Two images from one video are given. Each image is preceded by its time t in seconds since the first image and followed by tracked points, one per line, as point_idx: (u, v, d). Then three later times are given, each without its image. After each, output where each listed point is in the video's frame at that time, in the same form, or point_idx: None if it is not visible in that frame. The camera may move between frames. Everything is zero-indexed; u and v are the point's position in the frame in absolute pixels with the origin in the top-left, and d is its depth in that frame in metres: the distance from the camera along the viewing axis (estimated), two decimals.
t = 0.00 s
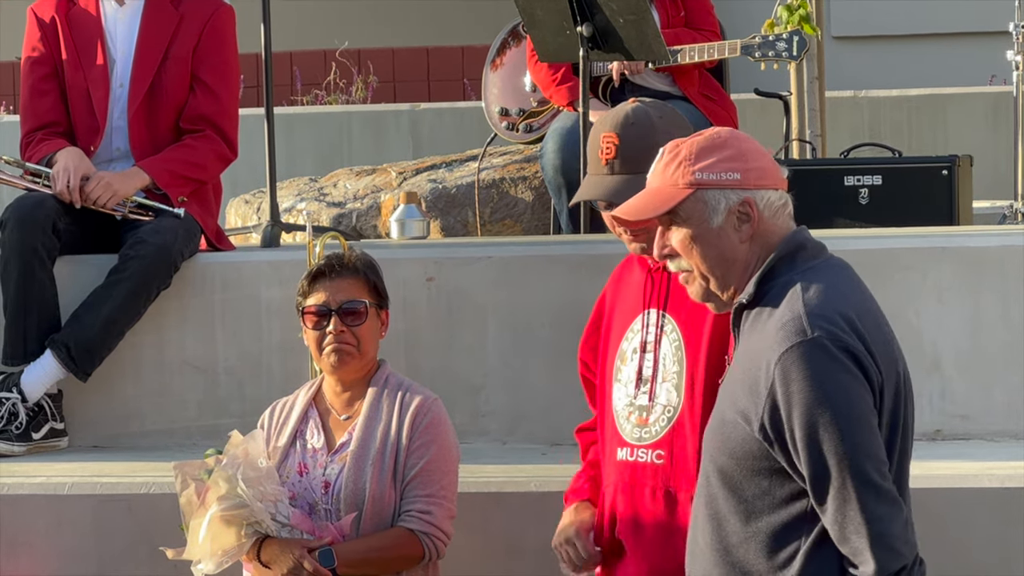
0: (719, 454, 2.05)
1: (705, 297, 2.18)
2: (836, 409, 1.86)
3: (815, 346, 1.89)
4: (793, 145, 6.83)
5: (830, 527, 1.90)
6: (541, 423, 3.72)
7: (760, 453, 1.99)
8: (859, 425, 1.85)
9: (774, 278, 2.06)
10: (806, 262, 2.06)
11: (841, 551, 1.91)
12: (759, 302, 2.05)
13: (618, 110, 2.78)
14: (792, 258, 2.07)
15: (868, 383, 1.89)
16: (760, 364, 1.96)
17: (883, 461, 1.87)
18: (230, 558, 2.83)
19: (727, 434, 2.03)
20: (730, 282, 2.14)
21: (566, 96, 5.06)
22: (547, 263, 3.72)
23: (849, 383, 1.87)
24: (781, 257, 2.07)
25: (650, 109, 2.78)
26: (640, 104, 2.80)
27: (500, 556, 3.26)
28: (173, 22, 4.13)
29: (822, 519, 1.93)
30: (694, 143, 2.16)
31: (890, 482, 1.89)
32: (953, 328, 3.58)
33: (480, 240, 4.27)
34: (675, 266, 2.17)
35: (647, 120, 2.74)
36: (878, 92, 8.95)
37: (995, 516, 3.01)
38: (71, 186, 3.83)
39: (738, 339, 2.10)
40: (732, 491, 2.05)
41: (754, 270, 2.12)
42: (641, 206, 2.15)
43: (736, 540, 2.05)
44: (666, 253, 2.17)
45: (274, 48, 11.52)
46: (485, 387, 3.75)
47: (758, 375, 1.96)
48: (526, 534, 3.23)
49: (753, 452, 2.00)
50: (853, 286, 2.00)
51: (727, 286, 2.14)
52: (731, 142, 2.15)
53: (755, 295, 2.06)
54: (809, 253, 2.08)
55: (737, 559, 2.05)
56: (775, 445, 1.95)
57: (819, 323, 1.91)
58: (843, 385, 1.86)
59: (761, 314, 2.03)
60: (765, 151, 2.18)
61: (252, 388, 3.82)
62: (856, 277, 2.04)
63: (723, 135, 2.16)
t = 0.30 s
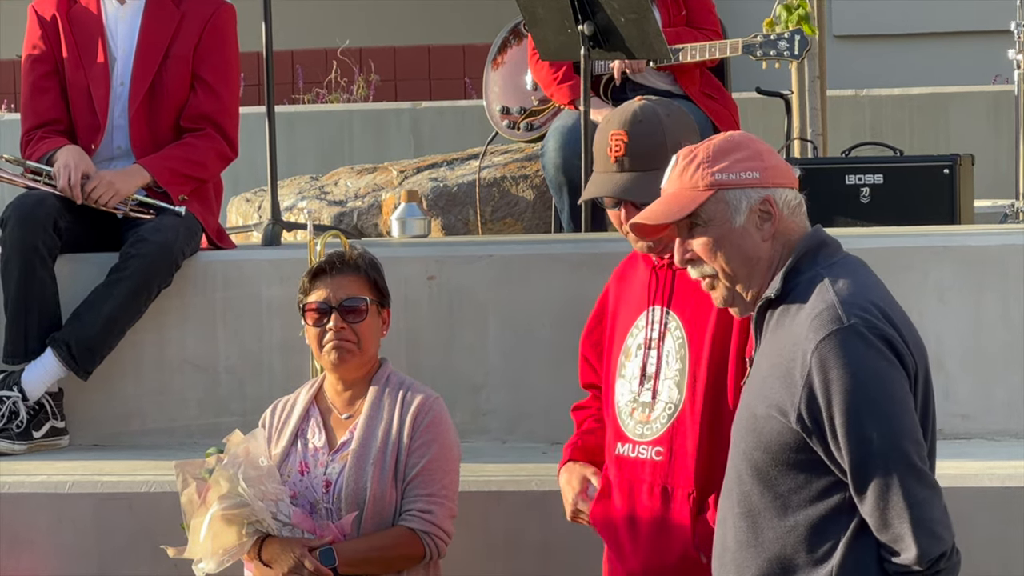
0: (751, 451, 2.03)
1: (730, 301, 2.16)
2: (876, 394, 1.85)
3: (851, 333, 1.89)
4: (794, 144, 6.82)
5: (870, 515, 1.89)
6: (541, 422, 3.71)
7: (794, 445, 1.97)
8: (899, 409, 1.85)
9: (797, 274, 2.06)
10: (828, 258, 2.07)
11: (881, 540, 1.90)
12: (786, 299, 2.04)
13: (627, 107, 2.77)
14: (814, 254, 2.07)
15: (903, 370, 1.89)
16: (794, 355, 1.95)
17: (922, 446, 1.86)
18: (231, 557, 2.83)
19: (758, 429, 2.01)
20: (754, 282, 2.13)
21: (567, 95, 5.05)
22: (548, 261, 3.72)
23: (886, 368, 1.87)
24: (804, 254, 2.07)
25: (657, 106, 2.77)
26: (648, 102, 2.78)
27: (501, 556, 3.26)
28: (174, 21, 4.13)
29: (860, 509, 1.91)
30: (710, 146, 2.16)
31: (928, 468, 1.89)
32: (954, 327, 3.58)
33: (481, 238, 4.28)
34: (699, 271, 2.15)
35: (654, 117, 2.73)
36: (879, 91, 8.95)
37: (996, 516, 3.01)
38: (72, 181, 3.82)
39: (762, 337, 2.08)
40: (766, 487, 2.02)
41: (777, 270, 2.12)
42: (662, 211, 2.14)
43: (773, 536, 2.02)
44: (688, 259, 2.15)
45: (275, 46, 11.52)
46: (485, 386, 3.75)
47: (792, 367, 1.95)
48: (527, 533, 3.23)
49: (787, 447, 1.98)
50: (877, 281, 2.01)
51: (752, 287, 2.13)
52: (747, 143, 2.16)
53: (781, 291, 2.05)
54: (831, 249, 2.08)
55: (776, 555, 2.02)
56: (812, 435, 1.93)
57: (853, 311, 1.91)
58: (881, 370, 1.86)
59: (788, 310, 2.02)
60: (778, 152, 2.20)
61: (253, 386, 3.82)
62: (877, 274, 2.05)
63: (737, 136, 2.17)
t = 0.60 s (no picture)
0: (760, 444, 2.03)
1: (736, 300, 2.17)
2: (885, 384, 1.85)
3: (860, 324, 1.89)
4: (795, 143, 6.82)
5: (879, 505, 1.88)
6: (542, 421, 3.72)
7: (803, 438, 1.97)
8: (910, 399, 1.85)
9: (804, 269, 2.06)
10: (835, 252, 2.07)
11: (891, 531, 1.89)
12: (794, 294, 2.04)
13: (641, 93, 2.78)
14: (821, 249, 2.08)
15: (912, 361, 1.90)
16: (802, 347, 1.95)
17: (931, 436, 1.86)
18: (232, 555, 2.83)
19: (767, 423, 2.01)
20: (759, 280, 2.13)
21: (567, 94, 5.06)
22: (549, 260, 3.72)
23: (895, 358, 1.87)
24: (810, 249, 2.08)
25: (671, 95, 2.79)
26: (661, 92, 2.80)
27: (502, 554, 3.26)
28: (176, 19, 4.13)
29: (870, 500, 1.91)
30: (713, 144, 2.16)
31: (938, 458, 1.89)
32: (954, 326, 3.58)
33: (482, 237, 4.28)
34: (705, 269, 2.16)
35: (665, 103, 2.74)
36: (880, 90, 8.95)
37: (996, 514, 3.02)
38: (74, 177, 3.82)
39: (771, 333, 2.08)
40: (775, 481, 2.02)
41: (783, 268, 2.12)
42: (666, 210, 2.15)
43: (783, 529, 2.02)
44: (693, 258, 2.16)
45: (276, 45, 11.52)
46: (486, 384, 3.75)
47: (801, 359, 1.95)
48: (527, 532, 3.23)
49: (796, 439, 1.98)
50: (884, 275, 2.01)
51: (757, 285, 2.13)
52: (749, 140, 2.16)
53: (788, 286, 2.06)
54: (838, 245, 2.09)
55: (787, 548, 2.02)
56: (821, 427, 1.93)
57: (862, 302, 1.91)
58: (890, 360, 1.86)
59: (796, 304, 2.02)
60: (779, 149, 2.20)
61: (253, 385, 3.82)
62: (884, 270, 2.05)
63: (739, 135, 2.17)
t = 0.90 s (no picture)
0: (748, 438, 2.03)
1: (734, 294, 2.17)
2: (869, 382, 1.85)
3: (846, 321, 1.89)
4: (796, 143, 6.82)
5: (862, 503, 1.88)
6: (543, 421, 3.72)
7: (790, 433, 1.97)
8: (894, 397, 1.85)
9: (801, 265, 2.06)
10: (834, 250, 2.06)
11: (873, 530, 1.89)
12: (788, 289, 2.04)
13: (653, 85, 2.78)
14: (821, 245, 2.07)
15: (899, 359, 1.89)
16: (790, 342, 1.96)
17: (915, 434, 1.86)
18: (234, 554, 2.83)
19: (756, 417, 2.02)
20: (758, 275, 2.13)
21: (569, 94, 5.07)
22: (551, 260, 3.72)
23: (880, 356, 1.86)
24: (809, 245, 2.07)
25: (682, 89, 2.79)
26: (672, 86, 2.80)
27: (503, 554, 3.26)
28: (178, 19, 4.14)
29: (853, 498, 1.91)
30: (716, 138, 2.16)
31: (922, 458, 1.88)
32: (955, 326, 3.58)
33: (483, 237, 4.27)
34: (704, 260, 2.18)
35: (678, 95, 2.74)
36: (882, 90, 8.94)
37: (996, 514, 3.02)
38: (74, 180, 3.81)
39: (767, 326, 2.08)
40: (762, 476, 2.02)
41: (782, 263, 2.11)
42: (665, 201, 2.17)
43: (767, 524, 2.02)
44: (694, 249, 2.18)
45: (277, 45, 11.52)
46: (487, 384, 3.75)
47: (788, 354, 1.96)
48: (529, 531, 3.23)
49: (783, 434, 1.98)
50: (880, 273, 2.00)
51: (755, 279, 2.13)
52: (753, 134, 2.14)
53: (783, 282, 2.06)
54: (837, 242, 2.08)
55: (771, 543, 2.02)
56: (806, 422, 1.93)
57: (850, 298, 1.91)
58: (875, 357, 1.86)
59: (789, 299, 2.02)
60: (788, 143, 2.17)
61: (255, 384, 3.82)
62: (881, 269, 2.04)
63: (745, 128, 2.16)
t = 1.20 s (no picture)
0: (741, 434, 2.03)
1: (730, 291, 2.18)
2: (870, 379, 1.85)
3: (847, 318, 1.89)
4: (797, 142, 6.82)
5: (859, 501, 1.88)
6: (545, 420, 3.72)
7: (786, 430, 1.97)
8: (894, 396, 1.85)
9: (801, 263, 2.05)
10: (833, 250, 2.06)
11: (869, 529, 1.89)
12: (786, 286, 2.04)
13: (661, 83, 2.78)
14: (821, 244, 2.07)
15: (899, 358, 1.89)
16: (789, 338, 1.95)
17: (913, 434, 1.86)
18: (236, 554, 2.83)
19: (751, 413, 2.01)
20: (755, 274, 2.13)
21: (570, 93, 5.07)
22: (552, 260, 3.72)
23: (881, 354, 1.86)
24: (809, 243, 2.07)
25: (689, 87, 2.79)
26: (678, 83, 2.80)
27: (505, 553, 3.26)
28: (179, 18, 4.13)
29: (849, 497, 1.91)
30: (713, 136, 2.15)
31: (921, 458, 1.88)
32: (957, 326, 3.58)
33: (485, 236, 4.27)
34: (700, 258, 2.18)
35: (686, 93, 2.74)
36: (883, 89, 8.94)
37: (998, 513, 3.02)
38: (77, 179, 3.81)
39: (763, 324, 2.08)
40: (756, 473, 2.02)
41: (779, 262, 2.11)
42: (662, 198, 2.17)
43: (759, 522, 2.01)
44: (690, 246, 2.18)
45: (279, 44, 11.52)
46: (489, 383, 3.75)
47: (786, 350, 1.95)
48: (530, 530, 3.23)
49: (778, 431, 1.98)
50: (879, 273, 2.01)
51: (751, 277, 2.13)
52: (751, 131, 2.13)
53: (784, 278, 2.05)
54: (836, 242, 2.08)
55: (761, 541, 2.01)
56: (803, 419, 1.93)
57: (852, 296, 1.91)
58: (876, 355, 1.86)
59: (788, 296, 2.02)
60: (788, 140, 2.16)
61: (256, 383, 3.82)
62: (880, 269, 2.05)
63: (742, 125, 2.15)
